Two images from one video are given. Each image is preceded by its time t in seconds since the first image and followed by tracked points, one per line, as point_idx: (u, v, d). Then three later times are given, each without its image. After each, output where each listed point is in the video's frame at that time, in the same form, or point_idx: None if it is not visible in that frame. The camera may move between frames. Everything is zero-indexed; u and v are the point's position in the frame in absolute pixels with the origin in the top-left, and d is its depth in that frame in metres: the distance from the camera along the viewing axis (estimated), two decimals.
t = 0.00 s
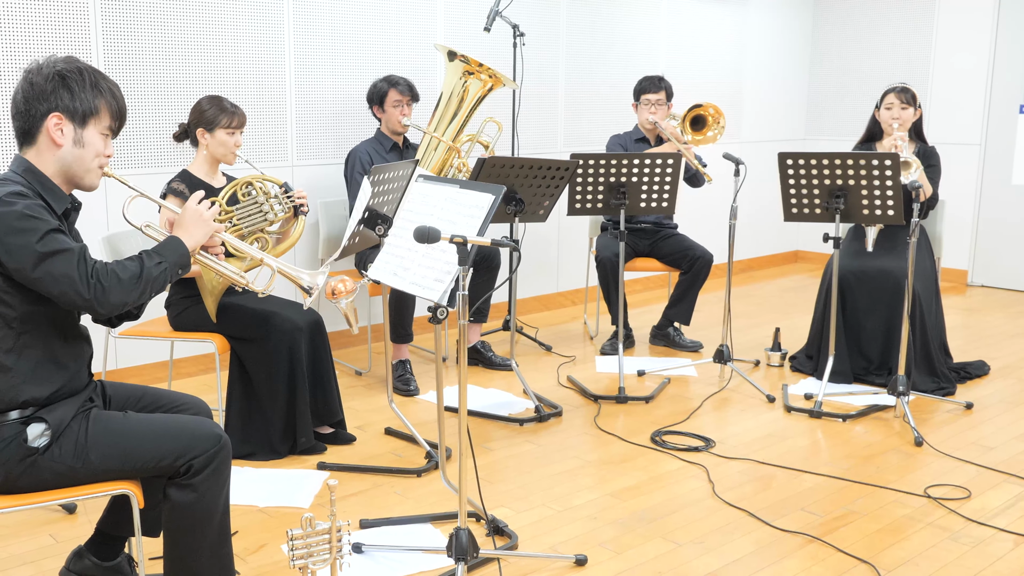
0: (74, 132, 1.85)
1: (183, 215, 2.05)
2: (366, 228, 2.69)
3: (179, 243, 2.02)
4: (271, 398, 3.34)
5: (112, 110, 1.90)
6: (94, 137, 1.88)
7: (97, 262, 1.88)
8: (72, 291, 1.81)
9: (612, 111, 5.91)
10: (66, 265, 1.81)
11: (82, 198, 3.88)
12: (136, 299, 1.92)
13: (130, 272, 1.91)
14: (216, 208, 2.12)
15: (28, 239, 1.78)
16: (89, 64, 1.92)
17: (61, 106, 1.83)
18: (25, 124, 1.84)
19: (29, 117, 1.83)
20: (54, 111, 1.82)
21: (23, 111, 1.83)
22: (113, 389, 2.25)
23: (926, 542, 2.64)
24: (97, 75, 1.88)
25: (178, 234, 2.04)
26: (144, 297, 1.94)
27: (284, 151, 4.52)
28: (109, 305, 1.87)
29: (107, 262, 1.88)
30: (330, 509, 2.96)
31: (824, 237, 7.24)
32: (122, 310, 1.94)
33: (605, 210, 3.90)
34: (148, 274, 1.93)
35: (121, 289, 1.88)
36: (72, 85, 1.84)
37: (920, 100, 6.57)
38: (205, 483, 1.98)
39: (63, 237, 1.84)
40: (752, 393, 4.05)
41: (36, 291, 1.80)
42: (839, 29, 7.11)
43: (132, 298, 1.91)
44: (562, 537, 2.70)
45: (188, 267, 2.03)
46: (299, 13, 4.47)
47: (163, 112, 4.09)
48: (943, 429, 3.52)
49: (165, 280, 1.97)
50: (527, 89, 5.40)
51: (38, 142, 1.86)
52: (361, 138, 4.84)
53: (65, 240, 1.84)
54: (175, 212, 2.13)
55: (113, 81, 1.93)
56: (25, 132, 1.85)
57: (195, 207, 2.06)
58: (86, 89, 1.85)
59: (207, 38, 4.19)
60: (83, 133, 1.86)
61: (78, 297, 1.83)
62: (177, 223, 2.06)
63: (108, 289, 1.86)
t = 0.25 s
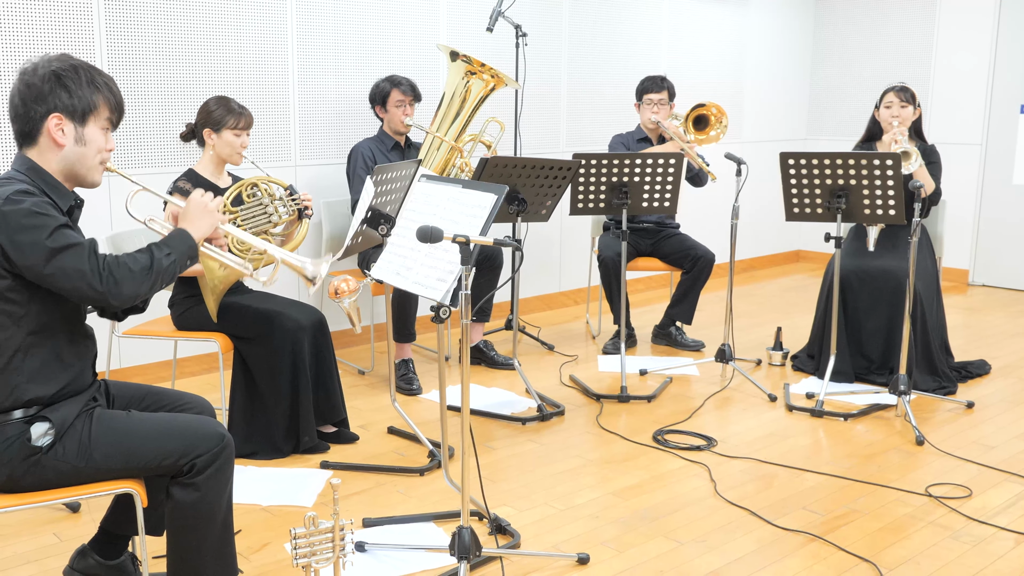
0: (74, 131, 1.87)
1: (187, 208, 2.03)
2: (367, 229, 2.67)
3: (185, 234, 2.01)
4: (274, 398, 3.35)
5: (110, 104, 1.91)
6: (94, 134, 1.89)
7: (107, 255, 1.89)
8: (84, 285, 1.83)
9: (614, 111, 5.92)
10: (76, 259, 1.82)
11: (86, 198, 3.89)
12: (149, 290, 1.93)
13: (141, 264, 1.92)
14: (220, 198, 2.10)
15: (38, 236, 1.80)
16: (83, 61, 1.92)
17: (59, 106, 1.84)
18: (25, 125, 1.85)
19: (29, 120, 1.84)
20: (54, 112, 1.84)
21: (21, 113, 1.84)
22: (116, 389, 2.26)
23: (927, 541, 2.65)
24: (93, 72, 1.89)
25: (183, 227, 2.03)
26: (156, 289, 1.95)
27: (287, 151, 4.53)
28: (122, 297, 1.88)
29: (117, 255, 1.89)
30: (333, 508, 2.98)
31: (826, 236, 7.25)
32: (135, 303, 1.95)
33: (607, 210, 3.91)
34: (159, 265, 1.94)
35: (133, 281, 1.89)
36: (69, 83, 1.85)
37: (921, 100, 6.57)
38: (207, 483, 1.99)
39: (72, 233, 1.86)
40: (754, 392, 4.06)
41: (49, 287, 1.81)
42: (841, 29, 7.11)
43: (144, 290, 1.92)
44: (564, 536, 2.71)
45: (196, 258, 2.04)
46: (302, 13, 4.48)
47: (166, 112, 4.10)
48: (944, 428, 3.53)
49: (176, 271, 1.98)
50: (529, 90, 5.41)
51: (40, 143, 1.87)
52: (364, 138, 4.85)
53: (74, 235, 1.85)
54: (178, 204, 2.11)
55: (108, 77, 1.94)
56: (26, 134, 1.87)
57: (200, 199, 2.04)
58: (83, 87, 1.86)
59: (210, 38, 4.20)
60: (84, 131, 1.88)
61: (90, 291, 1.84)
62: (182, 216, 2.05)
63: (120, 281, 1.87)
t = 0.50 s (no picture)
0: (65, 127, 1.87)
1: (187, 187, 2.08)
2: (370, 228, 2.69)
3: (189, 217, 2.05)
4: (278, 397, 3.37)
5: (97, 95, 1.91)
6: (86, 127, 1.90)
7: (116, 246, 1.91)
8: (97, 278, 1.85)
9: (616, 111, 5.93)
10: (88, 252, 1.84)
11: (89, 198, 3.91)
12: (159, 277, 1.97)
13: (151, 252, 1.94)
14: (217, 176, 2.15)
15: (48, 232, 1.81)
16: (64, 51, 1.91)
17: (47, 103, 1.84)
18: (17, 125, 1.86)
19: (19, 120, 1.85)
20: (42, 110, 1.84)
21: (10, 113, 1.85)
22: (120, 388, 2.27)
23: (928, 539, 2.66)
24: (76, 63, 1.88)
25: (185, 208, 2.08)
26: (166, 275, 1.98)
27: (290, 152, 4.54)
28: (134, 286, 1.92)
29: (126, 246, 1.91)
30: (336, 507, 2.99)
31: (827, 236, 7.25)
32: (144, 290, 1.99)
33: (609, 210, 3.92)
34: (168, 252, 1.97)
35: (144, 270, 1.92)
36: (54, 79, 1.85)
37: (922, 100, 6.57)
38: (212, 481, 2.01)
39: (79, 226, 1.87)
40: (755, 391, 4.07)
41: (62, 282, 1.83)
42: (842, 29, 7.11)
43: (155, 277, 1.95)
44: (566, 535, 2.72)
45: (200, 239, 2.08)
46: (305, 14, 4.49)
47: (169, 112, 4.12)
48: (945, 428, 3.54)
49: (183, 255, 2.01)
50: (531, 90, 5.41)
51: (32, 141, 1.88)
52: (366, 138, 4.86)
53: (82, 228, 1.87)
54: (177, 187, 2.15)
55: (92, 66, 1.93)
56: (17, 134, 1.88)
57: (199, 179, 2.09)
58: (69, 81, 1.86)
59: (213, 39, 4.21)
60: (74, 125, 1.88)
61: (103, 283, 1.87)
62: (182, 197, 2.09)
63: (132, 271, 1.90)
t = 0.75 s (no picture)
0: (66, 129, 1.88)
1: (185, 195, 2.11)
2: (372, 228, 2.70)
3: (188, 226, 2.07)
4: (281, 396, 3.38)
5: (101, 99, 1.92)
6: (87, 130, 1.91)
7: (112, 251, 1.92)
8: (92, 284, 1.85)
9: (618, 111, 5.94)
10: (83, 258, 1.85)
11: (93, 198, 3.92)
12: (154, 284, 1.97)
13: (147, 259, 1.95)
14: (215, 185, 2.18)
15: (43, 237, 1.81)
16: (72, 55, 1.93)
17: (49, 104, 1.85)
18: (17, 125, 1.87)
19: (20, 119, 1.86)
20: (44, 111, 1.85)
21: (12, 112, 1.86)
22: (123, 387, 2.28)
23: (929, 538, 2.67)
24: (83, 67, 1.89)
25: (182, 215, 2.10)
26: (161, 282, 1.99)
27: (293, 151, 4.56)
28: (129, 292, 1.92)
29: (122, 252, 1.92)
30: (339, 506, 3.00)
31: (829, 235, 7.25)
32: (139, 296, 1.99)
33: (611, 210, 3.93)
34: (164, 259, 1.98)
35: (139, 276, 1.93)
36: (59, 81, 1.85)
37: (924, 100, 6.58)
38: (215, 479, 2.02)
39: (74, 231, 1.87)
40: (757, 390, 4.08)
41: (56, 286, 1.84)
42: (844, 29, 7.11)
43: (150, 284, 1.96)
44: (568, 534, 2.73)
45: (197, 247, 2.10)
46: (307, 15, 4.51)
47: (172, 113, 4.13)
48: (946, 427, 3.55)
49: (179, 263, 2.02)
50: (534, 90, 5.42)
51: (32, 142, 1.88)
52: (369, 138, 4.88)
53: (78, 234, 1.87)
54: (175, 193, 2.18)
55: (98, 71, 1.94)
56: (17, 133, 1.88)
57: (196, 187, 2.12)
58: (73, 83, 1.87)
59: (216, 39, 4.22)
60: (76, 128, 1.89)
61: (98, 289, 1.87)
62: (180, 204, 2.12)
63: (127, 277, 1.91)
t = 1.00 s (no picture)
0: (63, 125, 1.87)
1: (186, 187, 2.10)
2: (376, 228, 2.70)
3: (190, 217, 2.07)
4: (284, 395, 3.40)
5: (97, 95, 1.91)
6: (85, 126, 1.90)
7: (114, 244, 1.92)
8: (95, 276, 1.85)
9: (620, 111, 5.94)
10: (85, 251, 1.85)
11: (97, 197, 3.94)
12: (158, 274, 1.97)
13: (149, 250, 1.95)
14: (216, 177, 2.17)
15: (43, 233, 1.82)
16: (66, 52, 1.92)
17: (46, 101, 1.84)
18: (15, 124, 1.86)
19: (18, 117, 1.85)
20: (41, 108, 1.84)
21: (9, 111, 1.85)
22: (128, 386, 2.29)
23: (930, 537, 2.67)
24: (77, 63, 1.89)
25: (185, 207, 2.10)
26: (165, 272, 1.99)
27: (296, 151, 4.57)
28: (133, 284, 1.92)
29: (124, 244, 1.92)
30: (342, 505, 3.02)
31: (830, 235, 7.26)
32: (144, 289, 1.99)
33: (613, 209, 3.94)
34: (166, 249, 1.98)
35: (142, 267, 1.93)
36: (54, 77, 1.85)
37: (924, 101, 6.59)
38: (218, 479, 2.03)
39: (75, 226, 1.88)
40: (759, 390, 4.09)
41: (60, 282, 1.84)
42: (845, 29, 7.11)
43: (154, 274, 1.95)
44: (570, 533, 2.74)
45: (200, 238, 2.10)
46: (310, 16, 4.52)
47: (176, 112, 4.14)
48: (947, 426, 3.55)
49: (182, 253, 2.02)
50: (536, 91, 5.43)
51: (30, 140, 1.88)
52: (372, 138, 4.89)
53: (78, 228, 1.88)
54: (176, 187, 2.18)
55: (93, 67, 1.93)
56: (15, 132, 1.88)
57: (197, 178, 2.11)
58: (68, 80, 1.86)
59: (219, 39, 4.24)
60: (73, 124, 1.88)
61: (101, 281, 1.87)
62: (182, 196, 2.11)
63: (130, 268, 1.90)
